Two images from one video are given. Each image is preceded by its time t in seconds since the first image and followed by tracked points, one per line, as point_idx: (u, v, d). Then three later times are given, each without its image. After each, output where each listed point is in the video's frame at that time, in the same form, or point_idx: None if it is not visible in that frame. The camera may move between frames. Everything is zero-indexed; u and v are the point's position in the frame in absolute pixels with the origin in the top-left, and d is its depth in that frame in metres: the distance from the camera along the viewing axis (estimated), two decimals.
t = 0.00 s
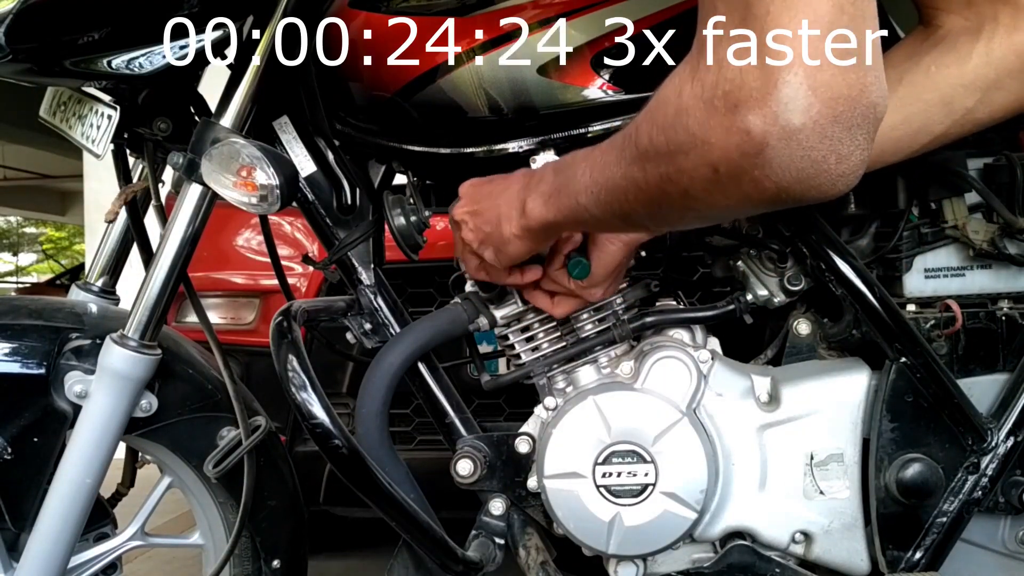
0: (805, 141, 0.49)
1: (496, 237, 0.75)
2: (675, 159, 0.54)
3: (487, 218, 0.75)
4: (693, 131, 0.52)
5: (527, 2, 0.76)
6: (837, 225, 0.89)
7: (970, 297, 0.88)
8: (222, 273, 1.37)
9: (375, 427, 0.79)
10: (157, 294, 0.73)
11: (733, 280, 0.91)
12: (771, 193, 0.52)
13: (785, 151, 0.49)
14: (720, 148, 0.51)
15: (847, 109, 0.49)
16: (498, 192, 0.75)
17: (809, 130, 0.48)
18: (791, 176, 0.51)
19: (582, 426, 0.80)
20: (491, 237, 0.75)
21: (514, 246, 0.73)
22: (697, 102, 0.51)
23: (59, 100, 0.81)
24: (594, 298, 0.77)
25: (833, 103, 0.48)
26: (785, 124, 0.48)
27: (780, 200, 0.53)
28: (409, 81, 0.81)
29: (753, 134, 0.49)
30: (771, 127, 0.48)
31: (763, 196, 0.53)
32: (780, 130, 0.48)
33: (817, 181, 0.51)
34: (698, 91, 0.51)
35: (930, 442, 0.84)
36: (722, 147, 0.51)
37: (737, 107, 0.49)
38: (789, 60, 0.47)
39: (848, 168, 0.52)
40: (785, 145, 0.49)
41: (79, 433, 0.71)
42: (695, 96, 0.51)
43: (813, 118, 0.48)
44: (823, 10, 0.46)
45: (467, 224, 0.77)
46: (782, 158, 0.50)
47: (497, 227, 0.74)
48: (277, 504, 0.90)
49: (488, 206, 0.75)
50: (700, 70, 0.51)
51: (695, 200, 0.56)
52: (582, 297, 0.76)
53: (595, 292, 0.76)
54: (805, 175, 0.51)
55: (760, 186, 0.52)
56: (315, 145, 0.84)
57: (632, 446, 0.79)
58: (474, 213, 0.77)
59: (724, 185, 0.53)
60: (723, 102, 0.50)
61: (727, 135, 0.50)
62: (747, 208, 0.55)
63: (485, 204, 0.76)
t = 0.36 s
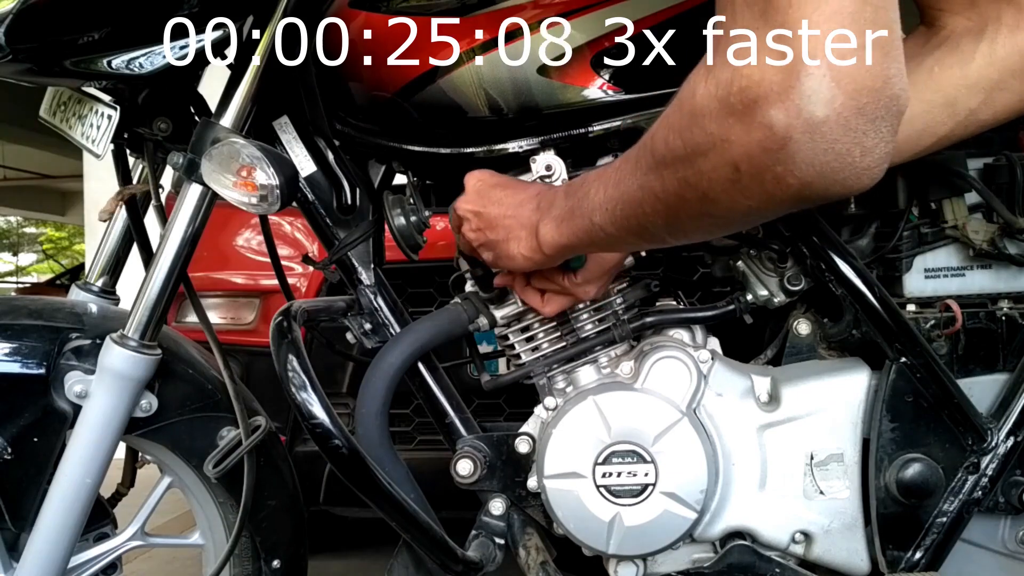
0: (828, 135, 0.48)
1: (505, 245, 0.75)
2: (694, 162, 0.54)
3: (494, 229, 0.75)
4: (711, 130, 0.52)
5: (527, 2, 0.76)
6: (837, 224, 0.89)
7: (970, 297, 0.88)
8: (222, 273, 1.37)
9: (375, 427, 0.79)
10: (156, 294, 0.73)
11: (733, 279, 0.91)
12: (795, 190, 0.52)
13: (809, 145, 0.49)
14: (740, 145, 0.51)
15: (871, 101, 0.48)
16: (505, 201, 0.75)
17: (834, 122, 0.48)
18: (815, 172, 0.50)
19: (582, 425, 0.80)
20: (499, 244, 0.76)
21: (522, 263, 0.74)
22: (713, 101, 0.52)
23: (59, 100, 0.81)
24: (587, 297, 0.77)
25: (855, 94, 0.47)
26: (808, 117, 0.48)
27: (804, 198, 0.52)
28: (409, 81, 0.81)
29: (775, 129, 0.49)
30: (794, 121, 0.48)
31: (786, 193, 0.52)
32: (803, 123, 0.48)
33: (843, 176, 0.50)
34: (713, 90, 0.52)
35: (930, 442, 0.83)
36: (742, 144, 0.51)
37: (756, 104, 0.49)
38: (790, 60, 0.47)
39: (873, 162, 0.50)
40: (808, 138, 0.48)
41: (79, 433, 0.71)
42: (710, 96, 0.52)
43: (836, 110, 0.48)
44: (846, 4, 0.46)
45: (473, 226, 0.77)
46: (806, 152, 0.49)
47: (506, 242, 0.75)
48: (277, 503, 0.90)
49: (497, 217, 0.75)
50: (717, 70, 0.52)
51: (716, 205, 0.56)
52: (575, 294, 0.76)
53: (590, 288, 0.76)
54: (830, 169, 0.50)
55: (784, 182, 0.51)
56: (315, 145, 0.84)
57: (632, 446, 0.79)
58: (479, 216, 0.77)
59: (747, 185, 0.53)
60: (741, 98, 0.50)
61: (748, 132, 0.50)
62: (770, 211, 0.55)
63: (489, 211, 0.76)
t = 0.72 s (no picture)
0: (720, 137, 0.47)
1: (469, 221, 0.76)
2: (604, 154, 0.53)
3: (462, 216, 0.77)
4: (617, 123, 0.51)
5: (528, 2, 0.76)
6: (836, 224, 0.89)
7: (970, 297, 0.88)
8: (221, 273, 1.37)
9: (376, 427, 0.79)
10: (156, 294, 0.73)
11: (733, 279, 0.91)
12: (692, 188, 0.50)
13: (699, 146, 0.47)
14: (641, 140, 0.49)
15: (763, 109, 0.47)
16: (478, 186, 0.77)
17: (724, 125, 0.46)
18: (707, 174, 0.49)
19: (582, 425, 0.80)
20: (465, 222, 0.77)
21: (481, 249, 0.76)
22: (621, 95, 0.50)
23: (59, 99, 0.81)
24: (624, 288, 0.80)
25: (749, 100, 0.46)
26: (700, 117, 0.46)
27: (697, 199, 0.51)
28: (409, 81, 0.81)
29: (669, 126, 0.47)
30: (686, 120, 0.47)
31: (682, 193, 0.50)
32: (695, 124, 0.46)
33: (733, 181, 0.49)
34: (623, 84, 0.50)
35: (930, 442, 0.83)
36: (640, 139, 0.49)
37: (656, 99, 0.48)
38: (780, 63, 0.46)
39: (763, 170, 0.49)
40: (701, 138, 0.47)
41: (79, 434, 0.71)
42: (619, 89, 0.50)
43: (729, 113, 0.46)
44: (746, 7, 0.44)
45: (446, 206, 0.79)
46: (697, 153, 0.48)
47: (469, 227, 0.76)
48: (277, 503, 0.90)
49: (465, 203, 0.77)
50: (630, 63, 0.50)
51: (626, 201, 0.54)
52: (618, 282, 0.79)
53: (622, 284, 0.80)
54: (719, 173, 0.48)
55: (678, 180, 0.50)
56: (315, 145, 0.84)
57: (631, 446, 0.79)
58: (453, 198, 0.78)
59: (646, 180, 0.51)
60: (643, 93, 0.48)
61: (646, 127, 0.48)
62: (675, 208, 0.53)
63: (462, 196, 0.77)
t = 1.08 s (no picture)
0: (738, 134, 0.46)
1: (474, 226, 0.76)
2: (618, 145, 0.52)
3: (467, 207, 0.76)
4: (635, 115, 0.50)
5: (527, 2, 0.76)
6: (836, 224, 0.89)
7: (970, 297, 0.88)
8: (221, 273, 1.37)
9: (376, 427, 0.79)
10: (156, 294, 0.73)
11: (732, 279, 0.91)
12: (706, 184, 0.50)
13: (717, 142, 0.47)
14: (657, 134, 0.49)
15: (782, 104, 0.46)
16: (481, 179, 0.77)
17: (743, 121, 0.46)
18: (723, 170, 0.48)
19: (582, 425, 0.80)
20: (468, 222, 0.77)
21: (486, 237, 0.75)
22: (641, 87, 0.50)
23: (59, 100, 0.81)
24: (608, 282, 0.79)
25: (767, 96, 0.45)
26: (718, 113, 0.46)
27: (712, 194, 0.51)
28: (409, 81, 0.81)
29: (687, 121, 0.47)
30: (705, 116, 0.46)
31: (697, 188, 0.50)
32: (712, 119, 0.46)
33: (751, 178, 0.49)
34: (642, 76, 0.50)
35: (930, 442, 0.83)
36: (656, 133, 0.49)
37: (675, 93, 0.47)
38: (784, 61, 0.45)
39: (781, 166, 0.48)
40: (718, 134, 0.46)
41: (79, 434, 0.71)
42: (638, 82, 0.50)
43: (747, 109, 0.46)
44: (766, 4, 0.44)
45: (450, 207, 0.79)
46: (714, 149, 0.47)
47: (473, 216, 0.75)
48: (277, 503, 0.90)
49: (471, 195, 0.76)
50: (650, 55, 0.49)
51: (637, 193, 0.54)
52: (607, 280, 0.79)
53: (604, 276, 0.79)
54: (735, 169, 0.48)
55: (694, 176, 0.50)
56: (315, 145, 0.84)
57: (632, 446, 0.79)
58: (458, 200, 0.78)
59: (662, 176, 0.51)
60: (663, 86, 0.48)
61: (664, 121, 0.48)
62: (689, 202, 0.53)
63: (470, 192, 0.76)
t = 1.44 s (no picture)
0: (752, 138, 0.46)
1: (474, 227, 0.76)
2: (628, 153, 0.52)
3: (466, 209, 0.76)
4: (645, 122, 0.50)
5: (527, 2, 0.76)
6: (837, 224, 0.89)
7: (971, 297, 0.88)
8: (221, 273, 1.37)
9: (376, 428, 0.79)
10: (156, 294, 0.73)
11: (733, 279, 0.91)
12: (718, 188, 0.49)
13: (731, 147, 0.46)
14: (668, 140, 0.48)
15: (797, 108, 0.46)
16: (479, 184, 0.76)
17: (757, 127, 0.46)
18: (736, 174, 0.48)
19: (582, 426, 0.80)
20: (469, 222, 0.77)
21: (488, 239, 0.75)
22: (649, 93, 0.49)
23: (59, 100, 0.81)
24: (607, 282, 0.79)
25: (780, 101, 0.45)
26: (732, 118, 0.46)
27: (725, 200, 0.50)
28: (409, 81, 0.81)
29: (700, 126, 0.46)
30: (718, 121, 0.46)
31: (709, 194, 0.50)
32: (726, 124, 0.46)
33: (765, 182, 0.48)
34: (650, 81, 0.49)
35: (930, 442, 0.83)
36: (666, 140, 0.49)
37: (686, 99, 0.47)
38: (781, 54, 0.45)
39: (797, 170, 0.48)
40: (733, 139, 0.46)
41: (79, 434, 0.71)
42: (646, 87, 0.49)
43: (760, 114, 0.45)
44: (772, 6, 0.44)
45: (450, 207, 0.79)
46: (729, 154, 0.47)
47: (475, 217, 0.75)
48: (277, 503, 0.90)
49: (470, 197, 0.76)
50: (656, 61, 0.49)
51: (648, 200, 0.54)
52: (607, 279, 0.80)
53: (605, 276, 0.79)
54: (749, 174, 0.48)
55: (708, 182, 0.49)
56: (315, 145, 0.84)
57: (632, 446, 0.79)
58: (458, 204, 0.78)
59: (673, 182, 0.50)
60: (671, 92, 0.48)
61: (675, 126, 0.48)
62: (701, 208, 0.52)
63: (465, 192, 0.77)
